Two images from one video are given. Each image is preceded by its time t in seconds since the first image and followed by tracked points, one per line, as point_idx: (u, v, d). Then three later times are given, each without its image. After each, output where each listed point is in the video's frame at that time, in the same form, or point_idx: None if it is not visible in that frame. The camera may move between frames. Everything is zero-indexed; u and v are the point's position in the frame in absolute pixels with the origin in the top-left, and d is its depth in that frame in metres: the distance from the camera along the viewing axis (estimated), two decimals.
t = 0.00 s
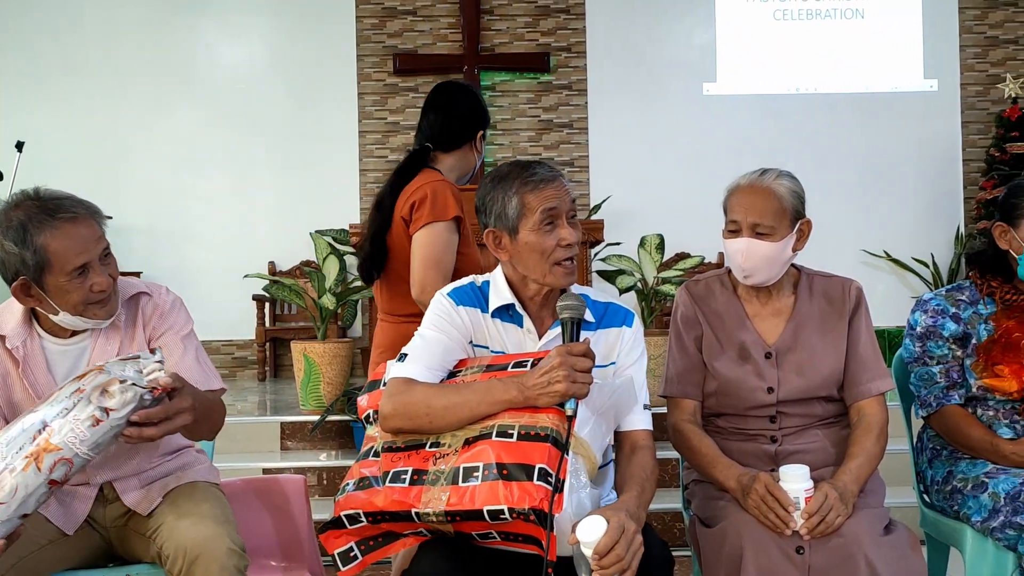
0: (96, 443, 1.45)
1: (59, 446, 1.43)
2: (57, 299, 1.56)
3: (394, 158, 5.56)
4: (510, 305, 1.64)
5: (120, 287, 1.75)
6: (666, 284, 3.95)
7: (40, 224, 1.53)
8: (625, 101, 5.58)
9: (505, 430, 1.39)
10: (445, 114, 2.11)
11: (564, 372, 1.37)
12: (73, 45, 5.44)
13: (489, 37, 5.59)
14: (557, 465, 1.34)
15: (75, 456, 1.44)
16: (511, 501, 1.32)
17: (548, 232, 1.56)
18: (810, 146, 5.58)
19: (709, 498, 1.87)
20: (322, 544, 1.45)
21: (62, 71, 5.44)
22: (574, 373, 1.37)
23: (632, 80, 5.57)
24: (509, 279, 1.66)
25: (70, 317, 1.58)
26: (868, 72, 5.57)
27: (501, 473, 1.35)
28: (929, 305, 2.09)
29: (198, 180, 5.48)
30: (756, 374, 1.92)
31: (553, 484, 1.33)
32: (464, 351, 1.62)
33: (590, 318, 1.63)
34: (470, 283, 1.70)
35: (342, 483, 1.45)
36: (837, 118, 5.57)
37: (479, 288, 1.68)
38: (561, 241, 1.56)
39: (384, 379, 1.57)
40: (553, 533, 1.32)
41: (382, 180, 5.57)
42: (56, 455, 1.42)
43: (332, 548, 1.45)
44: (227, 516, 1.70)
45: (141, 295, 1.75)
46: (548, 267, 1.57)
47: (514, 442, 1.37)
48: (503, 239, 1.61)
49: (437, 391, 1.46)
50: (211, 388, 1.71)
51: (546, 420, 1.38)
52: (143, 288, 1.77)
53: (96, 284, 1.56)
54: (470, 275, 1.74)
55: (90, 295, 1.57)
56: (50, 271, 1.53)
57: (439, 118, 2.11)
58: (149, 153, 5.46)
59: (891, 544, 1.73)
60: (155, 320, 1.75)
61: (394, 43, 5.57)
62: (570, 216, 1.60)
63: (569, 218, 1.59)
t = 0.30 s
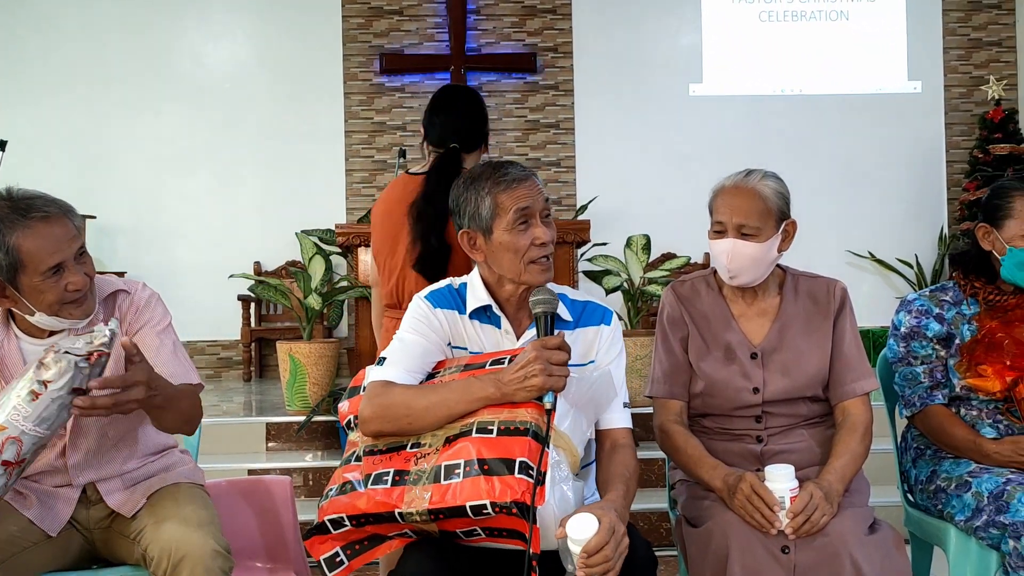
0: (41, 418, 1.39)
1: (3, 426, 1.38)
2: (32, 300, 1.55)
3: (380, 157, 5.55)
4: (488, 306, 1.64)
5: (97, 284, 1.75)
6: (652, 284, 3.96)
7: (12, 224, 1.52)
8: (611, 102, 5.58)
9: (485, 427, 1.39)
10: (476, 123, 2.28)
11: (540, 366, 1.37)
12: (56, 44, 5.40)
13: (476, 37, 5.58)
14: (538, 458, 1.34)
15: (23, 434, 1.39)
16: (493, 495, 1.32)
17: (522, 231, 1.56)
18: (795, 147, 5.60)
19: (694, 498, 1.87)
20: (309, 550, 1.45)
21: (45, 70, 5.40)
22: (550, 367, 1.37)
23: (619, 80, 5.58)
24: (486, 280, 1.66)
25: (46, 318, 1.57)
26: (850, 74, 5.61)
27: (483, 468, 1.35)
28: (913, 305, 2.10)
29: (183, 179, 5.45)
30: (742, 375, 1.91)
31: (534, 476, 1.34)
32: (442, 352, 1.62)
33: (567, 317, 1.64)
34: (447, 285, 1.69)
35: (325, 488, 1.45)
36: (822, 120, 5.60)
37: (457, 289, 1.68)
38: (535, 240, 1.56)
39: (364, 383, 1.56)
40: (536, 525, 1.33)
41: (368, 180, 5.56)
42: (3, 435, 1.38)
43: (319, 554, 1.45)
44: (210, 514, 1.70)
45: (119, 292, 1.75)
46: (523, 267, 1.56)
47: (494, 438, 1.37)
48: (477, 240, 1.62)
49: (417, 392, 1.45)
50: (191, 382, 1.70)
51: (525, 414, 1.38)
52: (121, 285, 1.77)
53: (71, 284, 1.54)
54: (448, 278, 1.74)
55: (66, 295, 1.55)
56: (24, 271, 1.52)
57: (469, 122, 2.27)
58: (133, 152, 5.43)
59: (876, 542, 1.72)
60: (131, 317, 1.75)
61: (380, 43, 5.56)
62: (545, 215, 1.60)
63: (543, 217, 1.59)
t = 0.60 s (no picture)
0: (16, 418, 1.39)
1: None
2: (15, 300, 1.54)
3: (371, 157, 5.55)
4: (467, 305, 1.64)
5: (81, 285, 1.75)
6: (643, 284, 3.96)
7: None
8: (603, 102, 5.59)
9: (478, 425, 1.39)
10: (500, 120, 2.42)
11: (532, 362, 1.37)
12: (46, 43, 5.38)
13: (467, 38, 5.58)
14: (531, 454, 1.34)
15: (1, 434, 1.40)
16: (488, 493, 1.32)
17: (492, 232, 1.56)
18: (785, 148, 5.62)
19: (686, 498, 1.86)
20: (301, 553, 1.43)
21: (35, 69, 5.38)
22: (542, 363, 1.38)
23: (610, 80, 5.58)
24: (464, 282, 1.66)
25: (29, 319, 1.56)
26: (841, 75, 5.62)
27: (477, 467, 1.34)
28: (903, 306, 2.10)
29: (174, 178, 5.44)
30: (733, 374, 1.91)
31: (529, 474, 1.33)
32: (429, 352, 1.62)
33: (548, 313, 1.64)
34: (428, 286, 1.70)
35: (317, 491, 1.44)
36: (812, 120, 5.62)
37: (437, 290, 1.68)
38: (506, 240, 1.56)
39: (353, 385, 1.56)
40: (532, 522, 1.33)
41: (360, 180, 5.55)
42: None
43: (311, 557, 1.43)
44: (200, 515, 1.69)
45: (103, 293, 1.75)
46: (496, 268, 1.57)
47: (487, 436, 1.37)
48: (450, 243, 1.62)
49: (407, 390, 1.45)
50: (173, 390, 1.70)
51: (518, 412, 1.39)
52: (105, 286, 1.76)
53: (54, 284, 1.54)
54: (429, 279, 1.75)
55: (49, 295, 1.55)
56: (6, 272, 1.51)
57: (498, 125, 2.41)
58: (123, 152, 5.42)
59: (866, 542, 1.71)
60: (115, 318, 1.75)
61: (371, 43, 5.56)
62: (514, 215, 1.60)
63: (513, 217, 1.59)
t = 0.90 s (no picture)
0: (52, 414, 1.39)
1: (12, 422, 1.37)
2: (7, 300, 1.55)
3: (366, 157, 5.55)
4: (459, 305, 1.64)
5: (75, 284, 1.75)
6: (637, 284, 3.96)
7: None
8: (598, 102, 5.59)
9: (471, 425, 1.38)
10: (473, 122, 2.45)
11: (520, 355, 1.37)
12: (41, 43, 5.37)
13: (462, 37, 5.58)
14: (524, 453, 1.34)
15: (32, 428, 1.39)
16: (482, 492, 1.31)
17: (480, 230, 1.57)
18: (779, 149, 5.63)
19: (680, 498, 1.86)
20: (295, 554, 1.43)
21: (29, 69, 5.37)
22: (530, 355, 1.37)
23: (605, 80, 5.59)
24: (457, 282, 1.66)
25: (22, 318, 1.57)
26: (835, 76, 5.63)
27: (470, 466, 1.34)
28: (896, 306, 2.10)
29: (169, 178, 5.43)
30: (728, 374, 1.90)
31: (523, 472, 1.33)
32: (422, 352, 1.62)
33: (542, 312, 1.64)
34: (421, 286, 1.70)
35: (312, 492, 1.44)
36: (807, 120, 5.62)
37: (430, 291, 1.68)
38: (494, 239, 1.56)
39: (346, 386, 1.56)
40: (525, 520, 1.33)
41: (354, 180, 5.55)
42: (12, 430, 1.38)
43: (306, 558, 1.43)
44: (195, 514, 1.69)
45: (97, 292, 1.75)
46: (486, 267, 1.57)
47: (480, 434, 1.36)
48: (440, 243, 1.62)
49: (400, 390, 1.45)
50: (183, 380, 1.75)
51: (510, 411, 1.38)
52: (99, 285, 1.77)
53: (47, 284, 1.54)
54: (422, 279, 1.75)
55: (41, 295, 1.55)
56: None
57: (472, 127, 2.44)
58: (118, 152, 5.41)
59: (860, 541, 1.71)
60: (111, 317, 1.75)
61: (366, 42, 5.55)
62: (505, 214, 1.60)
63: (502, 216, 1.59)
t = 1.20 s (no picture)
0: (75, 415, 1.38)
1: (38, 419, 1.36)
2: (8, 300, 1.54)
3: (363, 157, 5.54)
4: (460, 305, 1.64)
5: (76, 285, 1.74)
6: (635, 284, 3.96)
7: None
8: (595, 103, 5.59)
9: (471, 425, 1.38)
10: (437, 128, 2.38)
11: (521, 355, 1.37)
12: (37, 42, 5.36)
13: (459, 37, 5.58)
14: (524, 453, 1.34)
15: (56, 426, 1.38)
16: (481, 492, 1.31)
17: (483, 235, 1.57)
18: (776, 149, 5.63)
19: (677, 498, 1.86)
20: (293, 552, 1.43)
21: (25, 69, 5.36)
22: (530, 355, 1.38)
23: (602, 80, 5.59)
24: (458, 282, 1.66)
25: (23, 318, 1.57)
26: (832, 76, 5.64)
27: (470, 466, 1.34)
28: (892, 306, 2.10)
29: (166, 178, 5.42)
30: (724, 374, 1.91)
31: (522, 472, 1.33)
32: (422, 352, 1.62)
33: (542, 313, 1.64)
34: (421, 286, 1.70)
35: (310, 490, 1.43)
36: (804, 120, 5.63)
37: (430, 290, 1.68)
38: (496, 243, 1.56)
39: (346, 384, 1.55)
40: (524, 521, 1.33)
41: (351, 180, 5.54)
42: (37, 426, 1.36)
43: (303, 556, 1.43)
44: (194, 516, 1.69)
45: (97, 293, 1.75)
46: (487, 270, 1.57)
47: (480, 435, 1.36)
48: (442, 244, 1.63)
49: (400, 390, 1.45)
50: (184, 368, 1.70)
51: (510, 411, 1.38)
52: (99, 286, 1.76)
53: (49, 285, 1.54)
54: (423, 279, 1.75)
55: (43, 295, 1.55)
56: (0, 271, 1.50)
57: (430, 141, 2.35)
58: (115, 151, 5.40)
59: (857, 541, 1.71)
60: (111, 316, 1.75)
61: (363, 42, 5.55)
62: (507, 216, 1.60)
63: (504, 219, 1.59)
